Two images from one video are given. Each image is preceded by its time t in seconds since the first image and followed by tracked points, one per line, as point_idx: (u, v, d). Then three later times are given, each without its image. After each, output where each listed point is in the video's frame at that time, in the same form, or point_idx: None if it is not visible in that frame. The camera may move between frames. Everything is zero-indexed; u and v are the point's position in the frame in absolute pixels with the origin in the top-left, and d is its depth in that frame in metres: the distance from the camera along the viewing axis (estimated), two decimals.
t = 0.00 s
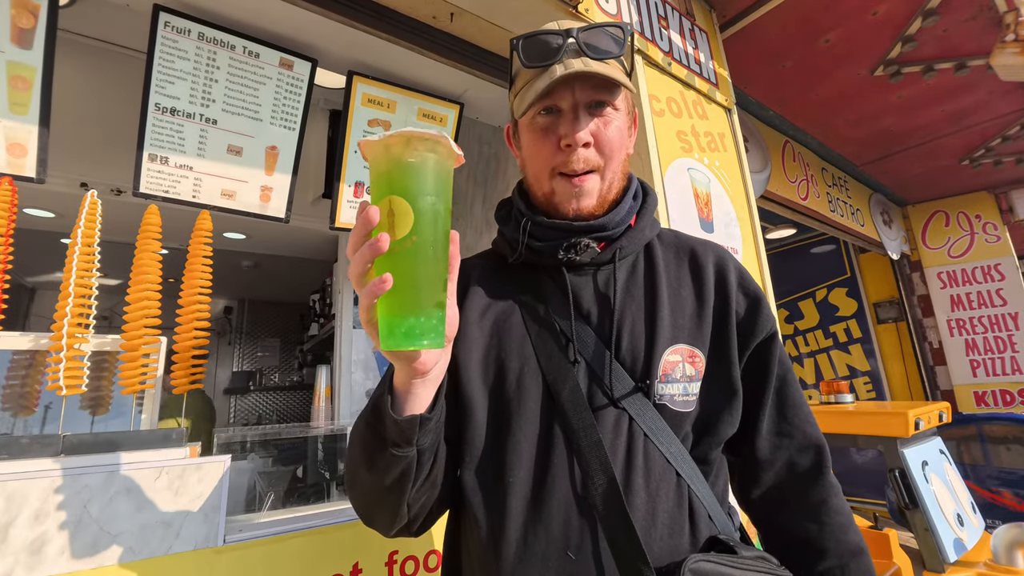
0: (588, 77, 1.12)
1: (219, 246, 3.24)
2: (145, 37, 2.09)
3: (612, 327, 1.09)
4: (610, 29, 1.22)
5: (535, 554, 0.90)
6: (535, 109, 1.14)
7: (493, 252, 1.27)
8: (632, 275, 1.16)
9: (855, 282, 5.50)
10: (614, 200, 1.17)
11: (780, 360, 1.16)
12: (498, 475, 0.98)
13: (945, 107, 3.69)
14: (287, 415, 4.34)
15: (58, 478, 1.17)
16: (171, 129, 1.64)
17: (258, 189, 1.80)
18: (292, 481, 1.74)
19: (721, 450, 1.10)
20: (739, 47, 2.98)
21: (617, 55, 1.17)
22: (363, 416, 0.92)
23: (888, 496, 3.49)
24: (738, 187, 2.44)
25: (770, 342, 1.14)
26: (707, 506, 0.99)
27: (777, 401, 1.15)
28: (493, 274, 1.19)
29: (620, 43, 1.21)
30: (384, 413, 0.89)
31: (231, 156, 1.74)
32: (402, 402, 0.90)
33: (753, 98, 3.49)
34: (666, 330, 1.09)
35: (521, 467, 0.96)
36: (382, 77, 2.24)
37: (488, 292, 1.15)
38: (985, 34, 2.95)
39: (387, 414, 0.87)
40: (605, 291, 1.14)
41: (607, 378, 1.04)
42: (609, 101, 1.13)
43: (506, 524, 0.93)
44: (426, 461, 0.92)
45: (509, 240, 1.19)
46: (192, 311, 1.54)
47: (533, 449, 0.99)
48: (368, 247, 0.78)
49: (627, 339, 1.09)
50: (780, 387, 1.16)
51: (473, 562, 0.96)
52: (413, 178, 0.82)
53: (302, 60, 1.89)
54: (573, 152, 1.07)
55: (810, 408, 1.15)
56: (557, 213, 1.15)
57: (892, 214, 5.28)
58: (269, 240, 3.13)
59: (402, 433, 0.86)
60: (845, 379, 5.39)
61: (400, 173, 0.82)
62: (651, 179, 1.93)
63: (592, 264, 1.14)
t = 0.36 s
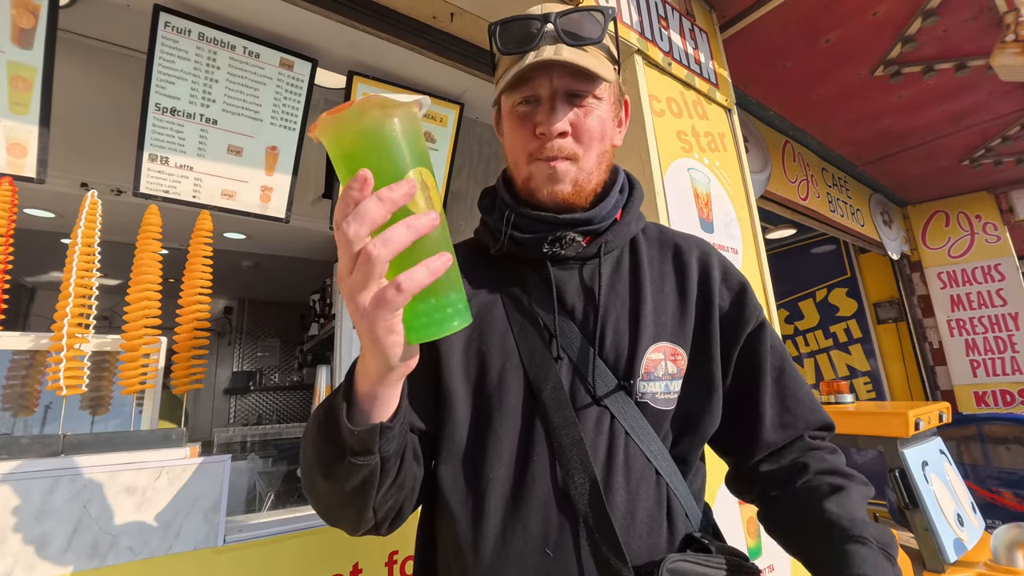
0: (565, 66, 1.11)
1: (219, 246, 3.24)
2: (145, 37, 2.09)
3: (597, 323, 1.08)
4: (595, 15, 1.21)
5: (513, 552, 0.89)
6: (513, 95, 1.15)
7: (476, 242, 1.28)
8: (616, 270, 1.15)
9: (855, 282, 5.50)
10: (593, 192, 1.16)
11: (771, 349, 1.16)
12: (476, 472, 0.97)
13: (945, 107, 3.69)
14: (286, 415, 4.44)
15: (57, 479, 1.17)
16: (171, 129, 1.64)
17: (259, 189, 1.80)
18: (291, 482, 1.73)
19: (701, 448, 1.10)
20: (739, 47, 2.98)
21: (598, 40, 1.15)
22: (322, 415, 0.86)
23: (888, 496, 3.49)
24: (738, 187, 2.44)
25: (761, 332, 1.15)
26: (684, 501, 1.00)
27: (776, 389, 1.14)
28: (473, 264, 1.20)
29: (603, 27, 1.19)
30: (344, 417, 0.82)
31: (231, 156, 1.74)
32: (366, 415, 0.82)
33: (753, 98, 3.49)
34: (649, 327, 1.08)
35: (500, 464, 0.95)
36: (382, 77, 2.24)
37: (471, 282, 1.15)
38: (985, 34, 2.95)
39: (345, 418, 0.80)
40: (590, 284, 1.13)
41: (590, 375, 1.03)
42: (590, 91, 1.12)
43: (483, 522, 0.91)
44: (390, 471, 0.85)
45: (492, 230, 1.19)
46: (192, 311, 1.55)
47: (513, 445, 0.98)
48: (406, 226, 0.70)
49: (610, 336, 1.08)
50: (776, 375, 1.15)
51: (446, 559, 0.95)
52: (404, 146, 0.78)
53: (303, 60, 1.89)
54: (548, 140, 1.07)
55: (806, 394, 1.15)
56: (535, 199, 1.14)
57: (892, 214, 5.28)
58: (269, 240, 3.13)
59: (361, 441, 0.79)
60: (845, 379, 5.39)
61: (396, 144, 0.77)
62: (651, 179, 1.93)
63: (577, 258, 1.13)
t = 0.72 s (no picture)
0: (576, 70, 1.10)
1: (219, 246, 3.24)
2: (145, 37, 2.09)
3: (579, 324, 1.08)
4: (608, 22, 1.21)
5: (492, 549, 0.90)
6: (520, 91, 1.14)
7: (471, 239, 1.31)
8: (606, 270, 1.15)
9: (855, 282, 5.50)
10: (593, 195, 1.16)
11: (728, 332, 0.99)
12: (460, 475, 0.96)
13: (945, 107, 3.69)
14: (286, 415, 4.40)
15: (56, 478, 1.16)
16: (171, 129, 1.64)
17: (259, 189, 1.80)
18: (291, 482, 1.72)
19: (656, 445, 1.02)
20: (739, 47, 2.98)
21: (610, 52, 1.16)
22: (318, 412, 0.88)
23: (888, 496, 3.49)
24: (738, 187, 2.44)
25: (716, 315, 1.00)
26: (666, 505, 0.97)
27: (717, 375, 0.96)
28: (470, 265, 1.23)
29: (617, 39, 1.19)
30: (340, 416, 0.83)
31: (231, 156, 1.74)
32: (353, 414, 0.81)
33: (753, 98, 3.49)
34: (632, 326, 1.06)
35: (484, 465, 0.96)
36: (382, 77, 2.24)
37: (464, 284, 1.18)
38: (985, 34, 2.95)
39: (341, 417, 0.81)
40: (579, 284, 1.13)
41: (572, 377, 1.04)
42: (598, 97, 1.12)
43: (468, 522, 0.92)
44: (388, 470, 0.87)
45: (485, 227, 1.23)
46: (191, 311, 1.55)
47: (498, 443, 0.98)
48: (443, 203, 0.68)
49: (593, 339, 1.07)
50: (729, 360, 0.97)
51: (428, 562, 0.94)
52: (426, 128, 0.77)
53: (303, 60, 1.89)
54: (551, 139, 1.06)
55: (769, 383, 0.94)
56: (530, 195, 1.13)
57: (892, 214, 5.28)
58: (269, 240, 3.13)
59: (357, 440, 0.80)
60: (845, 379, 5.39)
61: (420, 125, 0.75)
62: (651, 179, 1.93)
63: (566, 260, 1.14)
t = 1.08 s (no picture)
0: (587, 63, 1.11)
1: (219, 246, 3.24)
2: (144, 37, 2.09)
3: (574, 325, 1.08)
4: (614, 16, 1.22)
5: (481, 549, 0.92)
6: (528, 85, 1.14)
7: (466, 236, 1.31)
8: (603, 267, 1.14)
9: (855, 282, 5.50)
10: (597, 192, 1.16)
11: (728, 339, 0.99)
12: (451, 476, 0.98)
13: (945, 107, 3.69)
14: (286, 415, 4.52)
15: (57, 478, 1.16)
16: (171, 129, 1.64)
17: (259, 189, 1.80)
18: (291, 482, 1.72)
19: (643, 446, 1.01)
20: (739, 47, 2.98)
21: (620, 44, 1.17)
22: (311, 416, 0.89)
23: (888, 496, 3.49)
24: (738, 187, 2.44)
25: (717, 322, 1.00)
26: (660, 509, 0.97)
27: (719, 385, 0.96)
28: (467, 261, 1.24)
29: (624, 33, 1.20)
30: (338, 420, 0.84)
31: (231, 156, 1.74)
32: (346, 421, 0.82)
33: (753, 98, 3.48)
34: (628, 327, 1.06)
35: (474, 467, 0.97)
36: (382, 77, 2.24)
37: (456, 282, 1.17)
38: (985, 34, 2.94)
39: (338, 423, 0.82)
40: (574, 283, 1.13)
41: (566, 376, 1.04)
42: (606, 91, 1.12)
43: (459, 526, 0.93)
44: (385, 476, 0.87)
45: (481, 225, 1.22)
46: (192, 311, 1.55)
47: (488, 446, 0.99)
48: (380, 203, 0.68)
49: (588, 339, 1.06)
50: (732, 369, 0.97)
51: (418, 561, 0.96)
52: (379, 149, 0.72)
53: (303, 60, 1.89)
54: (560, 135, 1.07)
55: (771, 392, 0.94)
56: (534, 195, 1.14)
57: (892, 214, 5.28)
58: (269, 240, 3.13)
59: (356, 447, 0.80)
60: (845, 379, 5.38)
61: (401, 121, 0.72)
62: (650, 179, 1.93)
63: (563, 257, 1.13)
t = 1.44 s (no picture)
0: (576, 49, 1.09)
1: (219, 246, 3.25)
2: (144, 37, 2.09)
3: (581, 325, 1.06)
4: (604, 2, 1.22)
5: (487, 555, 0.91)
6: (519, 79, 1.13)
7: (465, 234, 1.28)
8: (608, 268, 1.15)
9: (855, 282, 5.50)
10: (599, 187, 1.16)
11: (751, 354, 1.05)
12: (452, 482, 0.97)
13: (945, 107, 3.69)
14: (285, 415, 4.52)
15: (57, 478, 1.16)
16: (171, 129, 1.64)
17: (259, 189, 1.80)
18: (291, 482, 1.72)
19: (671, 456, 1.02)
20: (739, 47, 2.98)
21: (608, 26, 1.15)
22: (301, 429, 0.87)
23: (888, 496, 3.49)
24: (738, 187, 2.44)
25: (742, 336, 1.05)
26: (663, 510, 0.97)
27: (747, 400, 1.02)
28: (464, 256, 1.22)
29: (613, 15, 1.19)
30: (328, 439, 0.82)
31: (231, 156, 1.74)
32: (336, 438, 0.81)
33: (753, 98, 3.48)
34: (637, 330, 1.06)
35: (475, 471, 0.96)
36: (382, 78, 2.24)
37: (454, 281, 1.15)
38: (985, 34, 2.94)
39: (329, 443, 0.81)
40: (577, 283, 1.13)
41: (569, 377, 1.01)
42: (599, 78, 1.11)
43: (458, 527, 0.92)
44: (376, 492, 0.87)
45: (480, 223, 1.20)
46: (192, 311, 1.55)
47: (488, 456, 0.98)
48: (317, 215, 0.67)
49: (595, 338, 1.06)
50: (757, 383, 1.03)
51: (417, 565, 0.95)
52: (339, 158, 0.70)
53: (302, 60, 1.89)
54: (554, 127, 1.06)
55: (789, 405, 1.02)
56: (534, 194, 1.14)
57: (893, 214, 5.28)
58: (269, 240, 3.13)
59: (345, 469, 0.79)
60: (845, 379, 5.38)
61: (353, 120, 0.68)
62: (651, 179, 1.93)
63: (566, 255, 1.13)
